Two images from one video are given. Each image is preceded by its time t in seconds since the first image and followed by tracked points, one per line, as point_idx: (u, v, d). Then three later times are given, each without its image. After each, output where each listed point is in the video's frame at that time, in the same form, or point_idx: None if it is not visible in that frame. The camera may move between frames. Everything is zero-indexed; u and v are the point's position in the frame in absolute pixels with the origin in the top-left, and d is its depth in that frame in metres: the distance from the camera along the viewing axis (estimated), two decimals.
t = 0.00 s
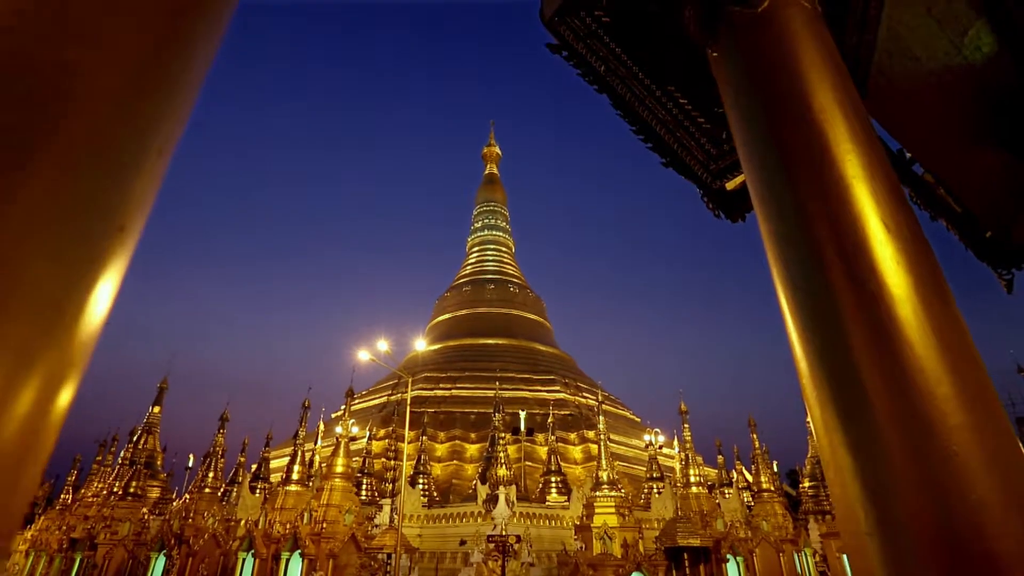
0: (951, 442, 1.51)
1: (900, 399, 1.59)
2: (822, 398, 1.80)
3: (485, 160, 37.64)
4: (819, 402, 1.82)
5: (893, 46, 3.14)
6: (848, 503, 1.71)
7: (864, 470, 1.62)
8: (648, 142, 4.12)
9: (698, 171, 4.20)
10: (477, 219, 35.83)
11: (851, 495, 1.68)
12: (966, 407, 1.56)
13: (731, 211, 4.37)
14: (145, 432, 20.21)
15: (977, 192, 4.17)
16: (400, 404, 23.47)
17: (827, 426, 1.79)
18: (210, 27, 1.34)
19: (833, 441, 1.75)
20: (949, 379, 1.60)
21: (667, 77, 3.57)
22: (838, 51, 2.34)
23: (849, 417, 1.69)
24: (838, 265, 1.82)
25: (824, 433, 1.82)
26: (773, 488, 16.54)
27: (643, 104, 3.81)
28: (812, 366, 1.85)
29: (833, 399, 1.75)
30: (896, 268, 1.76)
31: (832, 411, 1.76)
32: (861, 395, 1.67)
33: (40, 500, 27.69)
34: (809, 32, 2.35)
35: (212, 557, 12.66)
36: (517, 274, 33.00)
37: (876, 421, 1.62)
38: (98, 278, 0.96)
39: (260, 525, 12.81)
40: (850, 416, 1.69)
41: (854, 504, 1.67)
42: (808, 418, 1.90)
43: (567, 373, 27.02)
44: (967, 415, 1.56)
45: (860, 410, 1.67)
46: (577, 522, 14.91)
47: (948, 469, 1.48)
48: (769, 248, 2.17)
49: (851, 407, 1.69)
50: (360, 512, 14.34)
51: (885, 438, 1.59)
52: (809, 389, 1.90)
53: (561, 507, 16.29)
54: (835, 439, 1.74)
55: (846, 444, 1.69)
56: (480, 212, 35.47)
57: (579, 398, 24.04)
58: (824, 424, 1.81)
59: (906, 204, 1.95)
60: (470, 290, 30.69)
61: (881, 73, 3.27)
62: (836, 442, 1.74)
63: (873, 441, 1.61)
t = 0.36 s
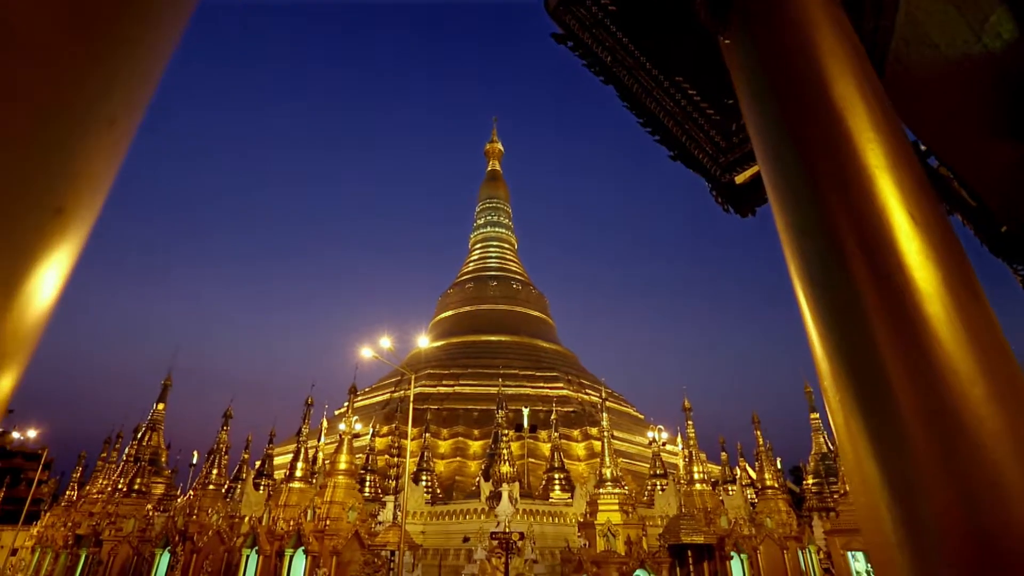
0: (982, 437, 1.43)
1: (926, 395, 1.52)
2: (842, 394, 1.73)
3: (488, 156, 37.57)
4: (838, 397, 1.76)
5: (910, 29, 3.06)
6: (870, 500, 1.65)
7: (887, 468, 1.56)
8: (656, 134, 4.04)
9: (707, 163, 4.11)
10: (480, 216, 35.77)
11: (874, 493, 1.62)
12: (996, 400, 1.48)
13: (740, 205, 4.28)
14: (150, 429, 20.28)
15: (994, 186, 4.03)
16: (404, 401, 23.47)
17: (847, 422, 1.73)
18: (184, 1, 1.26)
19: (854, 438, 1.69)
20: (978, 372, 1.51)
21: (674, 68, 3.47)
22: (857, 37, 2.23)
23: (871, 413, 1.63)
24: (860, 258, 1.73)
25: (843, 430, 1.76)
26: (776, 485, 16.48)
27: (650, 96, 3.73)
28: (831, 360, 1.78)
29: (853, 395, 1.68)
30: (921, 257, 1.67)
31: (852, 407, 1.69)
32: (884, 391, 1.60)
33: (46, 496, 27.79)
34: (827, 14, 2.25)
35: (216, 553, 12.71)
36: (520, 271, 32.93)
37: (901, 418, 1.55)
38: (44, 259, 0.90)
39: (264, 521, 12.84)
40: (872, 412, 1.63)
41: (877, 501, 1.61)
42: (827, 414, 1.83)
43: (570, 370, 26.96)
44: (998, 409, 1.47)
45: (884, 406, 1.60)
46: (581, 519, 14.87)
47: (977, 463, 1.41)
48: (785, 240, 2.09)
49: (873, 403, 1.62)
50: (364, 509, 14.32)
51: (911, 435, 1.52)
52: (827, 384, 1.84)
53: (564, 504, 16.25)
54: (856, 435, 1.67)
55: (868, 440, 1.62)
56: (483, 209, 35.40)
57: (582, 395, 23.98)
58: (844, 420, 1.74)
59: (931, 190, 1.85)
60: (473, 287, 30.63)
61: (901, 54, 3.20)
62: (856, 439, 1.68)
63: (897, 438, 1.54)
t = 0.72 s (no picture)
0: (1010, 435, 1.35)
1: (952, 393, 1.44)
2: (862, 391, 1.67)
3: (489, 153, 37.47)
4: (856, 394, 1.69)
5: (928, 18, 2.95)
6: (892, 502, 1.59)
7: (910, 468, 1.50)
8: (662, 126, 3.97)
9: (713, 157, 4.00)
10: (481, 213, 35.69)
11: (896, 495, 1.56)
12: None
13: (749, 199, 4.19)
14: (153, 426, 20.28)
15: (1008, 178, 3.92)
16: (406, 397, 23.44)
17: (866, 419, 1.67)
18: None
19: (875, 436, 1.63)
20: (1008, 367, 1.43)
21: (679, 58, 3.39)
22: (873, 16, 2.14)
23: (893, 410, 1.57)
24: (881, 249, 1.66)
25: (862, 427, 1.70)
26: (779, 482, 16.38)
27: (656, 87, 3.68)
28: (851, 357, 1.71)
29: (874, 391, 1.62)
30: (945, 248, 1.59)
31: (873, 404, 1.63)
32: (906, 386, 1.54)
33: (50, 493, 27.84)
34: None
35: (219, 550, 12.74)
36: (521, 268, 32.86)
37: (925, 416, 1.48)
38: None
39: (266, 518, 12.81)
40: (894, 409, 1.56)
41: (900, 502, 1.56)
42: (844, 410, 1.77)
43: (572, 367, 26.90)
44: None
45: (907, 403, 1.54)
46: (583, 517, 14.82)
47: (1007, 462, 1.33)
48: (800, 232, 2.02)
49: (896, 400, 1.56)
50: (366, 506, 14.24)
51: (936, 434, 1.45)
52: (845, 382, 1.77)
53: (567, 501, 16.17)
54: (877, 434, 1.61)
55: (889, 439, 1.57)
56: (484, 206, 35.34)
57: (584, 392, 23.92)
58: (864, 417, 1.68)
59: (955, 178, 1.77)
60: (475, 284, 30.57)
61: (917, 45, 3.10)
62: (878, 438, 1.62)
63: (922, 436, 1.48)
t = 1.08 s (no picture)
0: None
1: (983, 395, 1.34)
2: (887, 391, 1.58)
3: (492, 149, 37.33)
4: (880, 394, 1.60)
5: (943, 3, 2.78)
6: (919, 508, 1.50)
7: (941, 473, 1.41)
8: (668, 118, 3.86)
9: (721, 148, 3.91)
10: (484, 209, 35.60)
11: (925, 500, 1.47)
12: None
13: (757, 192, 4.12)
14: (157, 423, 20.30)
15: None
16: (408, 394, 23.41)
17: (891, 421, 1.57)
18: None
19: (900, 437, 1.54)
20: None
21: (688, 47, 3.28)
22: None
23: (919, 410, 1.47)
24: (904, 242, 1.56)
25: (886, 428, 1.61)
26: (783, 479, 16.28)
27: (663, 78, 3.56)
28: (874, 355, 1.62)
29: (899, 390, 1.53)
30: (976, 241, 1.49)
31: (900, 404, 1.54)
32: (932, 387, 1.45)
33: (56, 489, 27.97)
34: None
35: (222, 546, 12.74)
36: (524, 264, 32.77)
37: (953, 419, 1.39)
38: None
39: (270, 515, 12.80)
40: (920, 409, 1.47)
41: (928, 508, 1.46)
42: (867, 411, 1.68)
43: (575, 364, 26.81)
44: None
45: (934, 404, 1.44)
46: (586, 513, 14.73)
47: None
48: (818, 225, 1.93)
49: (923, 399, 1.47)
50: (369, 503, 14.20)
51: (964, 436, 1.36)
52: (868, 381, 1.69)
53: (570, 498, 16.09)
54: (904, 436, 1.52)
55: (915, 440, 1.48)
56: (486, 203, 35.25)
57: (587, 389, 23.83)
58: (888, 419, 1.59)
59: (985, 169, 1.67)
60: (478, 280, 30.50)
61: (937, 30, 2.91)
62: (903, 441, 1.53)
63: (950, 440, 1.39)
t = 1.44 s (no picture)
0: None
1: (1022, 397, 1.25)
2: (912, 390, 1.48)
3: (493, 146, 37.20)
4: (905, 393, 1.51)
5: None
6: (949, 516, 1.40)
7: (975, 474, 1.31)
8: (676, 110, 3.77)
9: (730, 142, 3.81)
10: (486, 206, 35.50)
11: (955, 507, 1.37)
12: None
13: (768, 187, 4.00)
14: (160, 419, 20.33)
15: None
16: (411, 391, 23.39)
17: (917, 422, 1.48)
18: None
19: (928, 440, 1.44)
20: None
21: (697, 36, 3.19)
22: None
23: (950, 410, 1.38)
24: (932, 236, 1.47)
25: (911, 431, 1.51)
26: (786, 476, 16.19)
27: (671, 68, 3.46)
28: (898, 353, 1.53)
29: (928, 389, 1.43)
30: (1008, 232, 1.42)
31: (926, 403, 1.44)
32: (963, 385, 1.36)
33: (61, 486, 28.10)
34: None
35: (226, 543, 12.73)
36: (526, 261, 32.69)
37: (989, 423, 1.29)
38: None
39: (272, 511, 12.82)
40: (951, 409, 1.38)
41: (959, 515, 1.36)
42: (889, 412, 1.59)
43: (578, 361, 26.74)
44: None
45: (967, 407, 1.35)
46: (589, 510, 14.68)
47: None
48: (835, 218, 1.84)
49: (954, 397, 1.37)
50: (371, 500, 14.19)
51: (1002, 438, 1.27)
52: (891, 381, 1.59)
53: (572, 495, 16.03)
54: (932, 438, 1.43)
55: (946, 441, 1.38)
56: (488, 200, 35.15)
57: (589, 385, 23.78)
58: (914, 421, 1.50)
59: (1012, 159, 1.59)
60: (480, 277, 30.42)
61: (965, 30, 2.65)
62: (932, 444, 1.44)
63: (986, 442, 1.30)
